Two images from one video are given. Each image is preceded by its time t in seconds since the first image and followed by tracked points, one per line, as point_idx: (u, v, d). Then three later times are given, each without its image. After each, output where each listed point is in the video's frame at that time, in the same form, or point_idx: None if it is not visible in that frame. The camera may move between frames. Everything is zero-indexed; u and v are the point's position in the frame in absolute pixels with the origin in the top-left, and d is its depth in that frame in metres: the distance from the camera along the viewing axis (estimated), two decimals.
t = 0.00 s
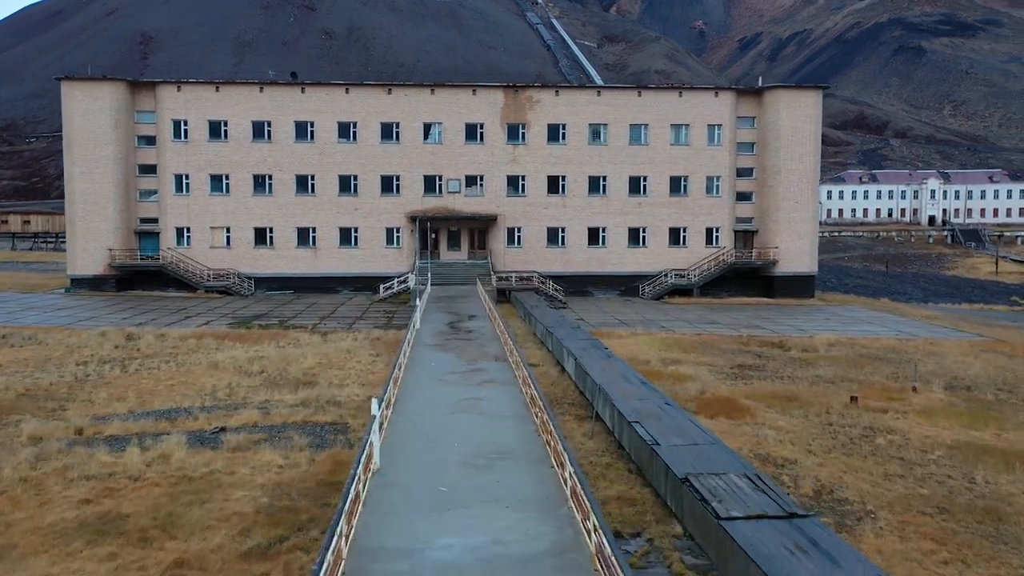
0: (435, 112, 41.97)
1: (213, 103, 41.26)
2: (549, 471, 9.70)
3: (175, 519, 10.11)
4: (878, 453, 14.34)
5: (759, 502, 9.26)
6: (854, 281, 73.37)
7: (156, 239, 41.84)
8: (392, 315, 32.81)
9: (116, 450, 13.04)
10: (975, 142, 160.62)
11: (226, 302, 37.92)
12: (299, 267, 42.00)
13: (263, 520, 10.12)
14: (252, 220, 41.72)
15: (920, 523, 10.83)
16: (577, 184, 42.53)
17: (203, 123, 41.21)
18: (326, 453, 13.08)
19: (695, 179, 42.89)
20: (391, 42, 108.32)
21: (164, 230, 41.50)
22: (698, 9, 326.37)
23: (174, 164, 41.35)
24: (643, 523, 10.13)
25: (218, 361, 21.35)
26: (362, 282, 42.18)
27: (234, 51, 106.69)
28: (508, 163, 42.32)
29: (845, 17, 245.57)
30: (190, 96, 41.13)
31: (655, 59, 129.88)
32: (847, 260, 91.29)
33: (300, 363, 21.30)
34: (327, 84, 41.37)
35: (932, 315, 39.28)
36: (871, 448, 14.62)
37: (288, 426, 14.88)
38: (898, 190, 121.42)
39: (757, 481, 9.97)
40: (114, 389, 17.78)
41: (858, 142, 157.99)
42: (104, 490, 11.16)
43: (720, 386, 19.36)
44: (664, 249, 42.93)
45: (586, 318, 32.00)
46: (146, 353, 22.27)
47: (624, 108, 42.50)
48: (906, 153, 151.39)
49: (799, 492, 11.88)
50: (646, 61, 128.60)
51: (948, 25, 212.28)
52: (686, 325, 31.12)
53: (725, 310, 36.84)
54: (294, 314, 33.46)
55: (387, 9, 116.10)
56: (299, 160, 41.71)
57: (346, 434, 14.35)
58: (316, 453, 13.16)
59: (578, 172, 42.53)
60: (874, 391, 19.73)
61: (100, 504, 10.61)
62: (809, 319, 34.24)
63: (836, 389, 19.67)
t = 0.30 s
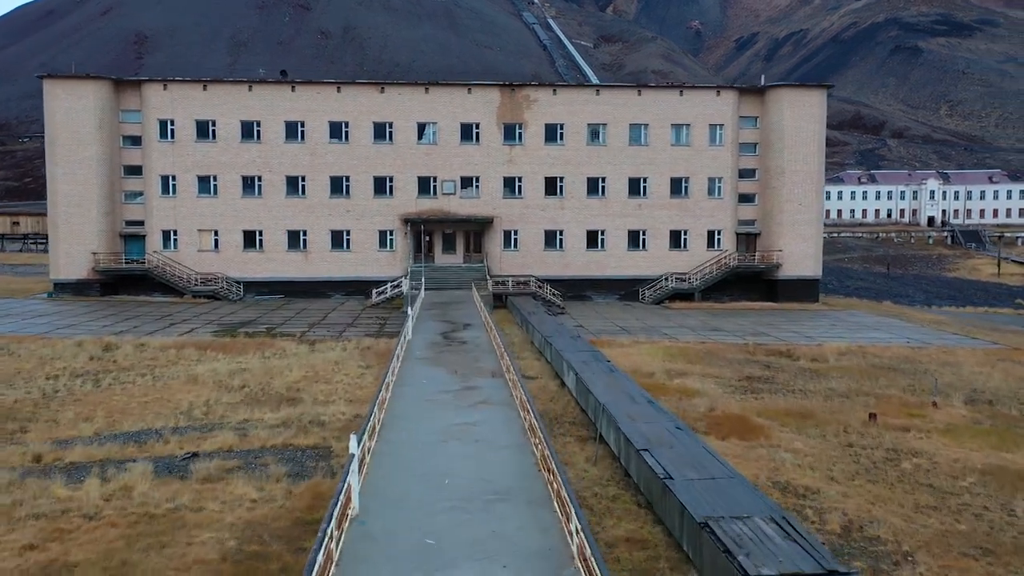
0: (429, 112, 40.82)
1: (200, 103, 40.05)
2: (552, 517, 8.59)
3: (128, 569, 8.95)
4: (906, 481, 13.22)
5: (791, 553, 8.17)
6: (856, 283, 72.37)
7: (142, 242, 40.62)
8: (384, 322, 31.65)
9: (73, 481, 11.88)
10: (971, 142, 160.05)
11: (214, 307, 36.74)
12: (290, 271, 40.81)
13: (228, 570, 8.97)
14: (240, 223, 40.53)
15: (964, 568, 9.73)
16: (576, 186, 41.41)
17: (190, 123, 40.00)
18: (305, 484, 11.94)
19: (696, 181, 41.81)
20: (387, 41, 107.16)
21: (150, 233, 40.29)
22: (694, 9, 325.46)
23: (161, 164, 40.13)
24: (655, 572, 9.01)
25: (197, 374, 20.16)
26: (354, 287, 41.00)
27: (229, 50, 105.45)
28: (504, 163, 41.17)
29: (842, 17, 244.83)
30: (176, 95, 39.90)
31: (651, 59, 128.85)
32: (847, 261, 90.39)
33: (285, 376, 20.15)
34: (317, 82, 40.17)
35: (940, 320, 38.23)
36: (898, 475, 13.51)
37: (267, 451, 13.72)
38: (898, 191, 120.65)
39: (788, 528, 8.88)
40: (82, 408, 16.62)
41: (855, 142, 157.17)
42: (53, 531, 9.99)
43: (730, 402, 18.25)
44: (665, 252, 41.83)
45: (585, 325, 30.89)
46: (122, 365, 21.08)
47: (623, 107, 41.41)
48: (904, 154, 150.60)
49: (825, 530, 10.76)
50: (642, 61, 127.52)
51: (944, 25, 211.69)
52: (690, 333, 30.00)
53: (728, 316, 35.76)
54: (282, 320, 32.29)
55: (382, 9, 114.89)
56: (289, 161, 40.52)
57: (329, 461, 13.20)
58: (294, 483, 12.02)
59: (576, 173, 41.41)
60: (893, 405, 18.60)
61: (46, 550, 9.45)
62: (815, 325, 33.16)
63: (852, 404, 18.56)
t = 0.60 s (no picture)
0: (426, 112, 39.68)
1: (190, 103, 38.90)
2: None
3: None
4: (942, 516, 12.11)
5: None
6: (860, 286, 71.30)
7: (130, 246, 39.47)
8: (378, 330, 30.50)
9: (26, 521, 10.75)
10: (971, 142, 159.28)
11: (203, 314, 35.60)
12: (282, 276, 39.66)
13: None
14: (231, 226, 39.38)
15: None
16: (576, 188, 40.28)
17: (179, 123, 38.86)
18: (283, 522, 10.83)
19: (700, 183, 40.70)
20: (384, 41, 106.02)
21: (138, 236, 39.14)
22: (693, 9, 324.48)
23: (149, 166, 38.97)
24: None
25: (177, 390, 19.03)
26: (349, 292, 39.86)
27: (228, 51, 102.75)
28: (503, 165, 40.04)
29: (841, 17, 243.82)
30: (165, 94, 38.76)
31: (651, 59, 127.69)
32: (850, 263, 89.40)
33: (270, 392, 19.01)
34: (310, 82, 39.02)
35: (951, 326, 37.15)
36: (931, 509, 12.41)
37: (244, 483, 12.61)
38: (900, 192, 119.70)
39: None
40: (49, 430, 15.46)
41: (856, 142, 156.15)
42: None
43: (742, 421, 17.15)
44: (668, 256, 40.72)
45: (586, 333, 29.78)
46: (98, 380, 19.94)
47: (625, 108, 40.30)
48: (905, 154, 149.61)
49: None
50: (642, 61, 126.30)
51: (944, 25, 210.87)
52: (696, 341, 28.86)
53: (734, 322, 34.65)
54: (273, 329, 31.13)
55: (381, 9, 113.68)
56: (281, 162, 39.38)
57: (310, 494, 12.08)
58: (270, 522, 10.89)
59: (576, 175, 40.28)
60: (916, 424, 17.50)
61: None
62: (825, 333, 32.05)
63: (872, 423, 17.47)
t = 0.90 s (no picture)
0: (422, 113, 38.52)
1: (179, 103, 37.71)
2: None
3: None
4: (986, 560, 10.93)
5: None
6: (864, 289, 70.24)
7: (118, 251, 38.29)
8: (372, 340, 29.32)
9: None
10: (972, 142, 158.40)
11: (192, 321, 34.42)
12: (274, 282, 38.48)
13: None
14: (222, 230, 38.21)
15: None
16: (577, 191, 39.13)
17: (168, 124, 37.67)
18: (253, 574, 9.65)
19: (705, 185, 39.54)
20: (383, 41, 104.79)
21: (125, 241, 37.95)
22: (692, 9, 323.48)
23: (137, 169, 37.76)
24: None
25: (154, 410, 17.87)
26: (343, 298, 38.68)
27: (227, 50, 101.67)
28: (502, 167, 38.88)
29: (841, 17, 242.82)
30: (154, 95, 37.57)
31: (651, 58, 126.40)
32: (853, 265, 88.39)
33: (252, 412, 17.79)
34: (303, 81, 37.86)
35: (965, 334, 35.99)
36: (974, 552, 11.22)
37: (215, 523, 11.43)
38: (903, 193, 118.70)
39: None
40: (10, 458, 14.29)
41: (857, 143, 155.12)
42: None
43: (758, 445, 15.98)
44: (672, 261, 39.56)
45: (588, 342, 28.62)
46: (71, 399, 18.78)
47: (627, 108, 39.14)
48: (906, 155, 148.63)
49: None
50: (642, 61, 124.94)
51: (944, 24, 209.95)
52: (702, 352, 27.72)
53: (741, 330, 33.50)
54: (263, 338, 29.94)
55: (380, 9, 112.31)
56: (273, 165, 38.22)
57: (286, 537, 10.90)
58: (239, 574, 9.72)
59: (577, 177, 39.11)
60: (945, 448, 16.32)
61: None
62: (835, 341, 30.89)
63: (897, 446, 16.31)
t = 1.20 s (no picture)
0: (417, 114, 37.40)
1: (168, 104, 36.58)
2: None
3: None
4: None
5: None
6: (867, 292, 69.25)
7: (104, 256, 37.20)
8: (365, 350, 28.23)
9: None
10: (972, 143, 157.57)
11: (180, 329, 33.30)
12: (265, 288, 37.35)
13: None
14: (211, 235, 37.09)
15: None
16: (577, 194, 38.03)
17: (156, 126, 36.55)
18: None
19: (708, 188, 38.46)
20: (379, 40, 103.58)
21: (112, 246, 36.82)
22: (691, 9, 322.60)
23: (124, 172, 36.63)
24: None
25: (128, 433, 16.75)
26: (336, 305, 37.56)
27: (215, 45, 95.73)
28: (500, 170, 37.78)
29: (841, 16, 241.89)
30: (141, 95, 36.42)
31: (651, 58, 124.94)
32: (855, 267, 87.42)
33: (232, 435, 16.68)
34: (295, 82, 36.74)
35: (977, 342, 34.94)
36: None
37: (180, 570, 10.33)
38: (905, 194, 117.79)
39: None
40: None
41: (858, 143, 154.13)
42: None
43: (773, 472, 14.89)
44: (674, 266, 38.48)
45: (589, 353, 27.53)
46: (42, 419, 17.66)
47: (629, 109, 38.05)
48: (907, 155, 147.56)
49: None
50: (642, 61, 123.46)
51: (943, 24, 208.89)
52: (708, 363, 26.65)
53: (747, 339, 32.42)
54: (252, 348, 28.82)
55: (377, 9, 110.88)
56: (264, 168, 37.10)
57: None
58: None
59: (578, 180, 38.02)
60: (973, 474, 15.22)
61: None
62: (845, 351, 29.80)
63: (922, 473, 15.20)
